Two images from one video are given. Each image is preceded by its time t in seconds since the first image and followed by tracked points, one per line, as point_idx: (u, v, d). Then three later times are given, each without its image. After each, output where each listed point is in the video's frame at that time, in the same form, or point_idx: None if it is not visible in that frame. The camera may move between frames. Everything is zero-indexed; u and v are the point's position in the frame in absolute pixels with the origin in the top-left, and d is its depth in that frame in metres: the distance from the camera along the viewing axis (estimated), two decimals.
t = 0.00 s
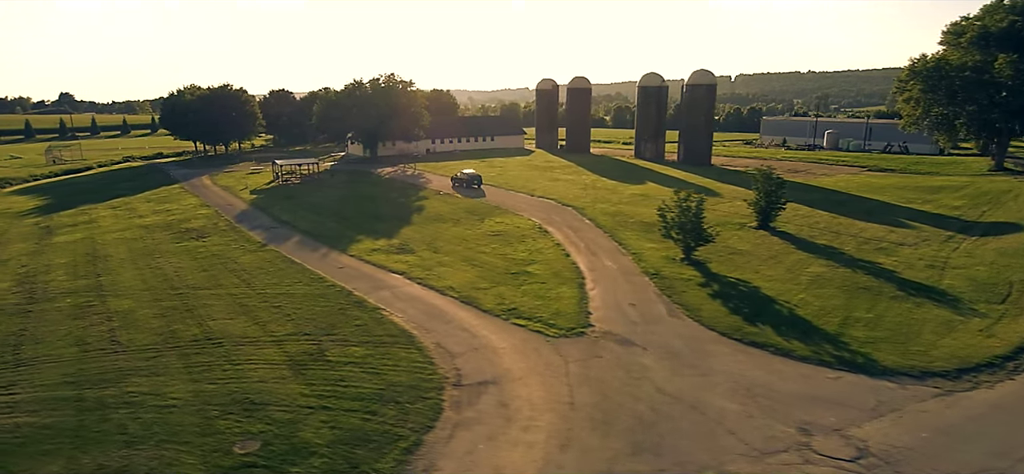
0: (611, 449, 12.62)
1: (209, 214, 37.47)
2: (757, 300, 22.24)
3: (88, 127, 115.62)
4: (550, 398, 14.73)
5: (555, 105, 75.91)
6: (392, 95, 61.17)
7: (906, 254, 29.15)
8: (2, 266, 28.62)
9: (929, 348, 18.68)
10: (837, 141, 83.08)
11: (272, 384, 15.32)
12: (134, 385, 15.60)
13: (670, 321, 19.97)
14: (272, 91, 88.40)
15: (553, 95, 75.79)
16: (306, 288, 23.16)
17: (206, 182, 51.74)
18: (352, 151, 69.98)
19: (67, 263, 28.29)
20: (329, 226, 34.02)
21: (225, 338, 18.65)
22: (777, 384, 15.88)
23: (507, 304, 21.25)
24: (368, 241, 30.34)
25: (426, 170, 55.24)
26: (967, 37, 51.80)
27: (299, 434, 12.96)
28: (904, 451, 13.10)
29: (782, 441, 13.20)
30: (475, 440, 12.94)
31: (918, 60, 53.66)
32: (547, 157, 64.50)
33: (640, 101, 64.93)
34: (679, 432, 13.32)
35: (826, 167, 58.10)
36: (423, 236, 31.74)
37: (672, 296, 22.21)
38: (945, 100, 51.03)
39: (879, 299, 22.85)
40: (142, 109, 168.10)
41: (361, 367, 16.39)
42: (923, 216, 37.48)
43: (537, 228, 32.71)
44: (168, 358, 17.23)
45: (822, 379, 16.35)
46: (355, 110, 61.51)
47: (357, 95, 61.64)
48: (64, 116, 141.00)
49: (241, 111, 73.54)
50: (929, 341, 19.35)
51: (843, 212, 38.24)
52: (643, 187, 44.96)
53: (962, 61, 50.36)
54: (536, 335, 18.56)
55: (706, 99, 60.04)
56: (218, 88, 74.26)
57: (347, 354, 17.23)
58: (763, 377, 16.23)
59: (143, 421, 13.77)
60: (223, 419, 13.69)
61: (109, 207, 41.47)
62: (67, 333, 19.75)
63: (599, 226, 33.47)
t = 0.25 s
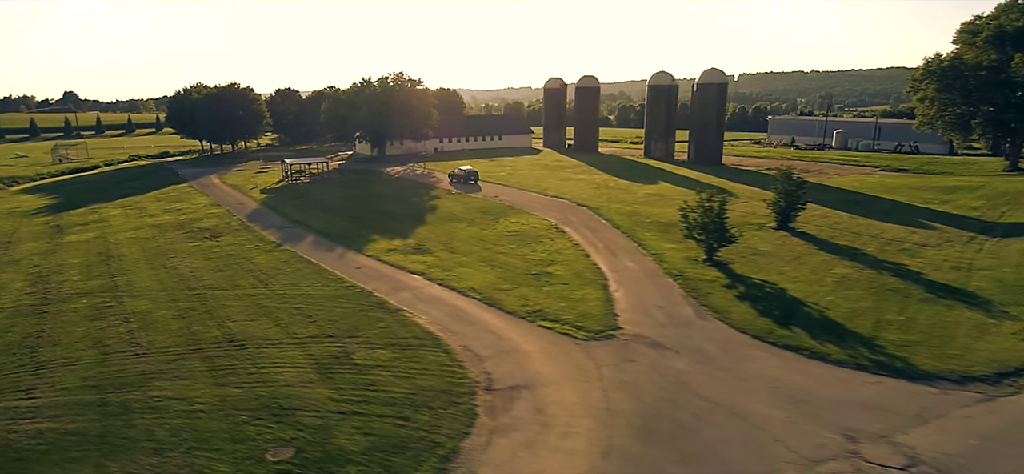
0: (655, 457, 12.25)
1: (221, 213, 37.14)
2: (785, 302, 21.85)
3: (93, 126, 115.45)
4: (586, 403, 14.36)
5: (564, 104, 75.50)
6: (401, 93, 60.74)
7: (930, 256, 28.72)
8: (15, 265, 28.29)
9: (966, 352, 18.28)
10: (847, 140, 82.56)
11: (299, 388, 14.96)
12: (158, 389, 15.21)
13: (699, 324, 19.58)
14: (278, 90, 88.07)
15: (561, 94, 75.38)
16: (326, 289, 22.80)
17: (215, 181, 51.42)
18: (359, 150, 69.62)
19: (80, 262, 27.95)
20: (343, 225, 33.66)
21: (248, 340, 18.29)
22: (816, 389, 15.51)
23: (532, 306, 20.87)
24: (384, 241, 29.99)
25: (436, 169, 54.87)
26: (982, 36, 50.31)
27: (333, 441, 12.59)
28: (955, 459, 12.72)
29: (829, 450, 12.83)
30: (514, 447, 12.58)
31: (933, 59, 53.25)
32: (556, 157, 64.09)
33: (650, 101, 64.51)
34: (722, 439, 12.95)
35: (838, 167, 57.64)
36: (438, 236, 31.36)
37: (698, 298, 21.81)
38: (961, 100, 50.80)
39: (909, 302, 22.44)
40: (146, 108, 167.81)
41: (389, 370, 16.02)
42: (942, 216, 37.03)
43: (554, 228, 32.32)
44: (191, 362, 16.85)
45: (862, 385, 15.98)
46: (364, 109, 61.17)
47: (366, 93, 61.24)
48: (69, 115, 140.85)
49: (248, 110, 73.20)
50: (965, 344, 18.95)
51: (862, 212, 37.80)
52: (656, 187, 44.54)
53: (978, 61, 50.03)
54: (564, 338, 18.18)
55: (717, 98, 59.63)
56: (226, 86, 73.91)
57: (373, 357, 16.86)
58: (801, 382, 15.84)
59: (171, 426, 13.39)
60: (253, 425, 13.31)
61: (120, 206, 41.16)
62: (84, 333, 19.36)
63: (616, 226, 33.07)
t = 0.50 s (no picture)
0: (705, 466, 11.78)
1: (233, 212, 36.70)
2: (817, 304, 21.33)
3: (98, 125, 115.20)
4: (627, 409, 13.87)
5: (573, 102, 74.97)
6: (410, 92, 60.20)
7: (958, 256, 28.17)
8: (26, 264, 27.82)
9: (1009, 356, 17.76)
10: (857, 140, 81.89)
11: (329, 393, 14.49)
12: (183, 394, 14.73)
13: (732, 327, 19.07)
14: (285, 88, 87.69)
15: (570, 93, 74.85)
16: (346, 290, 22.31)
17: (224, 179, 50.99)
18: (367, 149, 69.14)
19: (93, 262, 27.47)
20: (358, 225, 33.20)
21: (271, 343, 17.82)
22: (861, 396, 15.02)
23: (559, 308, 20.37)
24: (400, 241, 29.52)
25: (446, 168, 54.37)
26: (1000, 34, 49.52)
27: (369, 449, 12.11)
28: (1016, 469, 12.23)
29: (883, 459, 12.34)
30: (557, 456, 12.11)
31: (949, 57, 52.30)
32: (566, 156, 63.54)
33: (660, 99, 63.96)
34: (773, 448, 12.46)
35: (852, 167, 57.05)
36: (455, 235, 30.86)
37: (728, 300, 21.30)
38: (978, 99, 50.37)
39: (943, 304, 21.90)
40: (150, 107, 167.46)
41: (420, 374, 15.54)
42: (964, 216, 36.48)
43: (572, 228, 31.81)
44: (214, 365, 16.37)
45: (907, 391, 15.47)
46: (373, 108, 60.73)
47: (375, 92, 60.69)
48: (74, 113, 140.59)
49: (256, 108, 72.76)
50: (1007, 348, 18.42)
51: (882, 211, 37.22)
52: (671, 186, 43.99)
53: (995, 59, 49.02)
54: (596, 341, 17.69)
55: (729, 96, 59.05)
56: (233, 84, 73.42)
57: (402, 360, 16.37)
58: (845, 388, 15.34)
59: (199, 434, 12.91)
60: (285, 432, 12.84)
61: (129, 205, 40.71)
62: (101, 335, 18.87)
63: (635, 226, 32.54)
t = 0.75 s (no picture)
0: None
1: (246, 213, 36.30)
2: (851, 307, 20.81)
3: (105, 125, 115.18)
4: (670, 419, 13.38)
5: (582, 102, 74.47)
6: (420, 91, 59.78)
7: (987, 258, 27.59)
8: (39, 265, 27.41)
9: None
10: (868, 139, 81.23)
11: (360, 401, 14.01)
12: (209, 402, 14.25)
13: (767, 331, 18.55)
14: (291, 89, 87.44)
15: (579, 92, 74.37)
16: (367, 293, 21.84)
17: (234, 180, 50.62)
18: (375, 149, 68.73)
19: (106, 263, 27.03)
20: (373, 225, 32.76)
21: (295, 348, 17.34)
22: (909, 405, 14.50)
23: (588, 311, 19.87)
24: (417, 242, 29.07)
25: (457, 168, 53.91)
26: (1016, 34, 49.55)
27: (407, 462, 11.62)
28: None
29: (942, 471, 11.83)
30: (603, 468, 11.62)
31: (967, 56, 52.06)
32: (577, 155, 63.03)
33: (671, 99, 63.45)
34: (827, 461, 11.96)
35: (866, 166, 56.43)
36: (472, 236, 30.39)
37: (760, 303, 20.78)
38: (995, 98, 49.34)
39: (980, 307, 21.35)
40: (155, 107, 167.42)
41: (452, 381, 15.05)
42: (988, 217, 35.86)
43: (591, 228, 31.32)
44: (239, 371, 15.89)
45: (956, 398, 14.95)
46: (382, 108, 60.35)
47: (384, 92, 60.29)
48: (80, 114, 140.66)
49: (264, 109, 72.33)
50: None
51: (904, 211, 36.63)
52: (686, 187, 43.47)
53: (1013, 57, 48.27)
54: (629, 346, 17.20)
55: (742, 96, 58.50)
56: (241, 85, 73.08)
57: (431, 366, 15.87)
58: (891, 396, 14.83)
59: (229, 444, 12.43)
60: (318, 443, 12.36)
61: (140, 205, 40.33)
62: (119, 339, 18.36)
63: (654, 227, 32.02)
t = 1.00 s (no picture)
0: None
1: (257, 217, 36.00)
2: (880, 314, 20.38)
3: (111, 126, 115.26)
4: (707, 434, 13.01)
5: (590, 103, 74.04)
6: (429, 93, 59.47)
7: (1013, 263, 27.05)
8: (51, 270, 27.10)
9: None
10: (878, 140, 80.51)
11: (387, 414, 13.66)
12: (232, 416, 13.91)
13: (798, 340, 18.14)
14: (298, 90, 87.31)
15: (588, 94, 73.95)
16: (386, 299, 21.48)
17: (243, 182, 50.35)
18: (383, 150, 68.38)
19: (118, 268, 26.71)
20: (386, 229, 32.42)
21: (316, 358, 17.01)
22: (951, 419, 14.07)
23: (612, 319, 19.47)
24: (432, 247, 28.70)
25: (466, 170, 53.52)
26: None
27: None
28: None
29: None
30: None
31: (984, 57, 51.46)
32: (586, 157, 62.56)
33: (681, 100, 62.99)
34: None
35: (879, 168, 55.85)
36: (487, 240, 30.00)
37: (787, 311, 20.35)
38: (1011, 100, 48.60)
39: (1012, 314, 20.84)
40: (161, 109, 167.70)
41: (480, 393, 14.68)
42: (1009, 220, 35.24)
43: (607, 232, 30.90)
44: (261, 382, 15.54)
45: (1000, 411, 14.52)
46: (391, 109, 60.02)
47: (393, 93, 59.99)
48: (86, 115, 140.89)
49: (271, 110, 72.37)
50: None
51: (923, 213, 36.04)
52: (700, 189, 42.99)
53: None
54: (659, 356, 16.81)
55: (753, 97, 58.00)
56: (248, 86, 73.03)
57: (457, 377, 15.51)
58: (933, 411, 14.42)
59: (256, 461, 12.08)
60: (347, 459, 12.02)
61: (150, 209, 40.07)
62: (136, 348, 17.99)
63: (671, 230, 31.58)
